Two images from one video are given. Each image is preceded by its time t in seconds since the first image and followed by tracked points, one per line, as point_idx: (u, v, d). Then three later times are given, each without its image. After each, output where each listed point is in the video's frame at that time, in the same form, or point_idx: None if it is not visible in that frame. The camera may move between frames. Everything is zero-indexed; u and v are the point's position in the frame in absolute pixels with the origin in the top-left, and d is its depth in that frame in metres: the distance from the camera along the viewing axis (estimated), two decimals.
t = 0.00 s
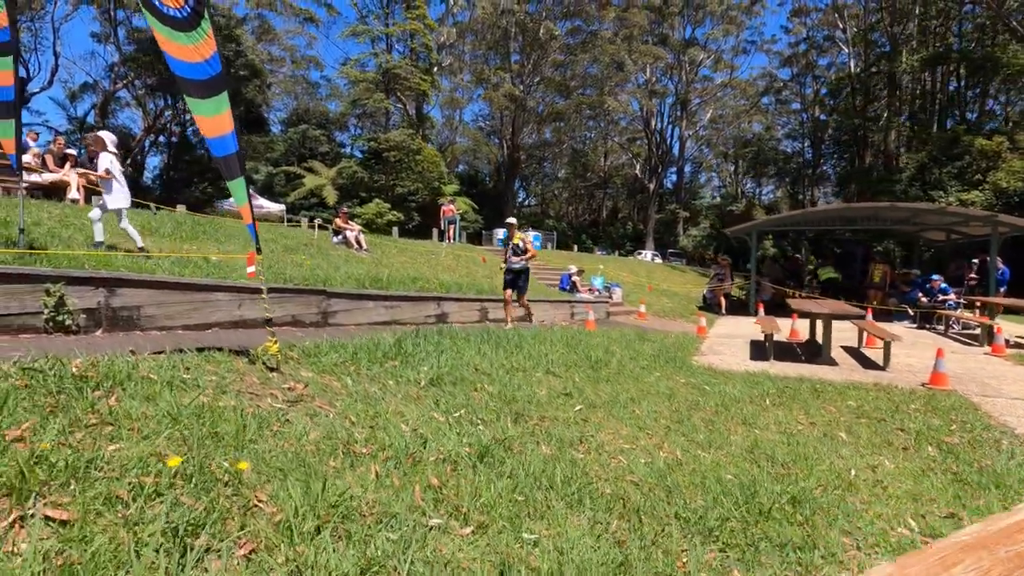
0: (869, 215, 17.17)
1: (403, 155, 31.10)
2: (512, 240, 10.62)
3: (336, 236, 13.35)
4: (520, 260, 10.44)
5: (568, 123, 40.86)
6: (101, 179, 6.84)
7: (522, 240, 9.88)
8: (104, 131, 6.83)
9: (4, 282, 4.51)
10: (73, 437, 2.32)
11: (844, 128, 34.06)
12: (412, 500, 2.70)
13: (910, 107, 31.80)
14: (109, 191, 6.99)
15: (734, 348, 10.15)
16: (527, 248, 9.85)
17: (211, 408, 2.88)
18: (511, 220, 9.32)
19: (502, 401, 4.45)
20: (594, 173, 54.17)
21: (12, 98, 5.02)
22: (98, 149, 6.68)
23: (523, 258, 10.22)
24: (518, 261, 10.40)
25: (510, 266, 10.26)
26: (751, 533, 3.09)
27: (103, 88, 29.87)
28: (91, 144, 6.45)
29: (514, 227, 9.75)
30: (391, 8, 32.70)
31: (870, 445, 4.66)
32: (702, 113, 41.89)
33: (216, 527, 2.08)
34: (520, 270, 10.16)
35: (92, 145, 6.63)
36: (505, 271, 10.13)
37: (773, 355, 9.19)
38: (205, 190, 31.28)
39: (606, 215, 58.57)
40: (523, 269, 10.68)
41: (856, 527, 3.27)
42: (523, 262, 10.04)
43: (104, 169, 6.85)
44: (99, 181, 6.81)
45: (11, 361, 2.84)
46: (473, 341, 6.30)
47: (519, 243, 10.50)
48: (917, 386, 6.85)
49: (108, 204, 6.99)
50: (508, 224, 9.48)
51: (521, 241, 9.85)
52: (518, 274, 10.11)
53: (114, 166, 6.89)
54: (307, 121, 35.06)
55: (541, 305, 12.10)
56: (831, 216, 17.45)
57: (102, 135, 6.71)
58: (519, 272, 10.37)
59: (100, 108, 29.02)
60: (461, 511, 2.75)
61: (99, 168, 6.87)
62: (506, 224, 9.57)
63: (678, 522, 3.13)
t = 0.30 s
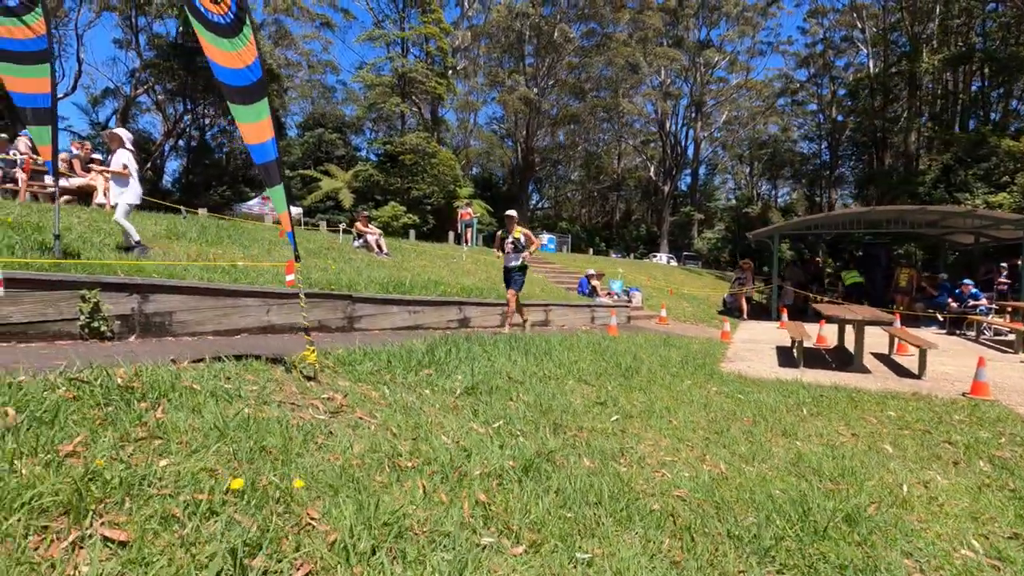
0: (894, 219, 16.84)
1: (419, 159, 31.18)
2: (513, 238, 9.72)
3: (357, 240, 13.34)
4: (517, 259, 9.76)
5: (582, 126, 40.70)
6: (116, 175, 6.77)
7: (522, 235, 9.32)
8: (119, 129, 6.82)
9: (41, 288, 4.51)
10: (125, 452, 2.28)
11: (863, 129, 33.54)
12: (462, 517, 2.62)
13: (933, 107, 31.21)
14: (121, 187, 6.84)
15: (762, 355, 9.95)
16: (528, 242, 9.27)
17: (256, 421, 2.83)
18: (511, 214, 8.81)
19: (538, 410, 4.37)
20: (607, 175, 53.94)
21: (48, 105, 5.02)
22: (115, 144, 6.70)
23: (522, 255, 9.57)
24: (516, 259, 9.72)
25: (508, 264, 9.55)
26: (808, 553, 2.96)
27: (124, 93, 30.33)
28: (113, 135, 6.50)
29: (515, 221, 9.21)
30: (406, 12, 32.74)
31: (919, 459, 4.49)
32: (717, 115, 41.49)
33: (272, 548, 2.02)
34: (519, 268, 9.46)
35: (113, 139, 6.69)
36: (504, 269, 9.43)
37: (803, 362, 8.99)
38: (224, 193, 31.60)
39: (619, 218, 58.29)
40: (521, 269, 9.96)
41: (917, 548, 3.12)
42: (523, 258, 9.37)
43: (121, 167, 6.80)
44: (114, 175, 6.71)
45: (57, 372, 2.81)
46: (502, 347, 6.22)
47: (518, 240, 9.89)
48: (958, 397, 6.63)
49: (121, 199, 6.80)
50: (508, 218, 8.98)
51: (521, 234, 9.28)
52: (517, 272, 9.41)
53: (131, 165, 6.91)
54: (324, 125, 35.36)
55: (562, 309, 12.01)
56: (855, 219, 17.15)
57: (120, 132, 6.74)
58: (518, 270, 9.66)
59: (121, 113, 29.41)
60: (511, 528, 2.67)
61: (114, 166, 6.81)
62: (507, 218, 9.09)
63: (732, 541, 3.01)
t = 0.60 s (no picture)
0: (934, 217, 16.30)
1: (443, 158, 31.29)
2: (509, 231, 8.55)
3: (385, 239, 13.44)
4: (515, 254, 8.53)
5: (605, 124, 40.36)
6: (145, 175, 6.90)
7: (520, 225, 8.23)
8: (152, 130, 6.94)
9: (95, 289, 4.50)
10: (191, 454, 2.29)
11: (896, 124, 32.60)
12: (520, 522, 2.59)
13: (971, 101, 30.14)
14: (149, 187, 6.99)
15: (798, 356, 9.72)
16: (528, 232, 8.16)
17: (313, 423, 2.83)
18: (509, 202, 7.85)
19: (581, 413, 4.32)
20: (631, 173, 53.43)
21: (97, 108, 5.11)
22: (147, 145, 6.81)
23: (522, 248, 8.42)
24: (515, 254, 8.53)
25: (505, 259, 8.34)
26: (875, 567, 2.84)
27: (156, 95, 31.06)
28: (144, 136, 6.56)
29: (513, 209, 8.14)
30: (430, 11, 32.80)
31: (979, 469, 4.31)
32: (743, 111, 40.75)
33: (340, 553, 2.02)
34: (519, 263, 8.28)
35: (143, 141, 6.74)
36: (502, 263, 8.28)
37: (843, 364, 8.74)
38: (252, 193, 32.12)
39: (642, 216, 57.72)
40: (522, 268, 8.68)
41: (988, 562, 2.99)
42: (524, 251, 8.19)
43: (151, 168, 6.91)
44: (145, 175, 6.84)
45: (122, 373, 2.85)
46: (538, 347, 6.18)
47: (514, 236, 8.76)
48: (1012, 403, 6.38)
49: (146, 200, 6.90)
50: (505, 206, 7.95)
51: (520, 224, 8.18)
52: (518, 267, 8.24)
53: (162, 166, 7.02)
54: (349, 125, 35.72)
55: (590, 309, 11.93)
56: (891, 218, 16.66)
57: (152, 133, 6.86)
58: (518, 265, 8.44)
59: (154, 114, 30.07)
60: (570, 536, 2.62)
61: (145, 167, 6.92)
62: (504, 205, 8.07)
63: (793, 552, 2.90)
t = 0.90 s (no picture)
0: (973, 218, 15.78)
1: (467, 158, 31.46)
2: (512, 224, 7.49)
3: (415, 241, 13.59)
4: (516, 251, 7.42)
5: (627, 124, 40.10)
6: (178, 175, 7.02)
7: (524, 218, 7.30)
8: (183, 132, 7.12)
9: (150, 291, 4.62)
10: (266, 454, 2.37)
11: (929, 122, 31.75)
12: (581, 526, 2.61)
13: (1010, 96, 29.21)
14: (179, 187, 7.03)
15: (835, 360, 9.52)
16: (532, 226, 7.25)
17: (374, 425, 2.90)
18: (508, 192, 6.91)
19: (625, 417, 4.31)
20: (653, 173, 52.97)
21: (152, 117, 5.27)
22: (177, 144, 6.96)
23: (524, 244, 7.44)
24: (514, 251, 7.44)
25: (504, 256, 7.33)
26: None
27: (187, 101, 31.81)
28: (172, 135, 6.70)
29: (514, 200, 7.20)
30: (454, 14, 32.99)
31: None
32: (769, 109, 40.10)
33: (415, 554, 2.06)
34: (521, 261, 7.28)
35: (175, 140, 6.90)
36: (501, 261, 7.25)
37: (883, 369, 8.53)
38: (279, 195, 32.67)
39: (664, 216, 57.17)
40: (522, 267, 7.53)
41: None
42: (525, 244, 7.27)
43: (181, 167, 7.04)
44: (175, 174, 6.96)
45: (191, 374, 2.95)
46: (574, 350, 6.19)
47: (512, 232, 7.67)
48: None
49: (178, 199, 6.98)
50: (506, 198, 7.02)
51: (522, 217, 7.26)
52: (521, 266, 7.21)
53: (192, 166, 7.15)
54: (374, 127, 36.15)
55: (619, 310, 11.88)
56: (927, 219, 16.23)
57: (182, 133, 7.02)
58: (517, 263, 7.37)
59: (186, 118, 30.79)
60: (629, 540, 2.64)
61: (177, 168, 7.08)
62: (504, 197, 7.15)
63: (852, 561, 2.87)
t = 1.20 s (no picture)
0: None
1: (496, 163, 31.65)
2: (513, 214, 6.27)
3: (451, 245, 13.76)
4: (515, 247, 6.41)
5: (657, 127, 39.73)
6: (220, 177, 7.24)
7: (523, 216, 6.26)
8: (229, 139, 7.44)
9: (214, 295, 4.78)
10: (344, 453, 2.46)
11: (973, 122, 30.56)
12: (646, 531, 2.61)
13: None
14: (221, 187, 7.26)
15: (883, 367, 9.25)
16: (531, 226, 6.22)
17: (440, 428, 2.98)
18: (508, 186, 5.89)
19: (676, 423, 4.30)
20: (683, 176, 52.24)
21: (212, 128, 5.46)
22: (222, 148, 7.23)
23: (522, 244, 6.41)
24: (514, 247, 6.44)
25: (501, 257, 6.43)
26: None
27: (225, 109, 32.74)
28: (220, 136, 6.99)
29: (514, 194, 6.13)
30: (484, 20, 33.19)
31: None
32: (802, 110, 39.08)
33: (493, 556, 2.11)
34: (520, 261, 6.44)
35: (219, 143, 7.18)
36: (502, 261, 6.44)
37: (935, 378, 8.25)
38: (312, 200, 33.35)
39: (693, 219, 56.43)
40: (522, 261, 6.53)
41: None
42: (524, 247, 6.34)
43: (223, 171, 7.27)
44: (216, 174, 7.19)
45: (266, 375, 3.07)
46: (617, 354, 6.20)
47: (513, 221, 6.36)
48: None
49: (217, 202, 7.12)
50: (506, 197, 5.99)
51: (522, 215, 6.24)
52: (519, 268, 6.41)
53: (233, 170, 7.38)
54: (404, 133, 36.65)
55: (654, 315, 11.82)
56: (976, 222, 15.66)
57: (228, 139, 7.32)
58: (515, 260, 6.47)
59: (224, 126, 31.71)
60: (695, 546, 2.64)
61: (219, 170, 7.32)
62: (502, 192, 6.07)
63: (921, 574, 2.80)
